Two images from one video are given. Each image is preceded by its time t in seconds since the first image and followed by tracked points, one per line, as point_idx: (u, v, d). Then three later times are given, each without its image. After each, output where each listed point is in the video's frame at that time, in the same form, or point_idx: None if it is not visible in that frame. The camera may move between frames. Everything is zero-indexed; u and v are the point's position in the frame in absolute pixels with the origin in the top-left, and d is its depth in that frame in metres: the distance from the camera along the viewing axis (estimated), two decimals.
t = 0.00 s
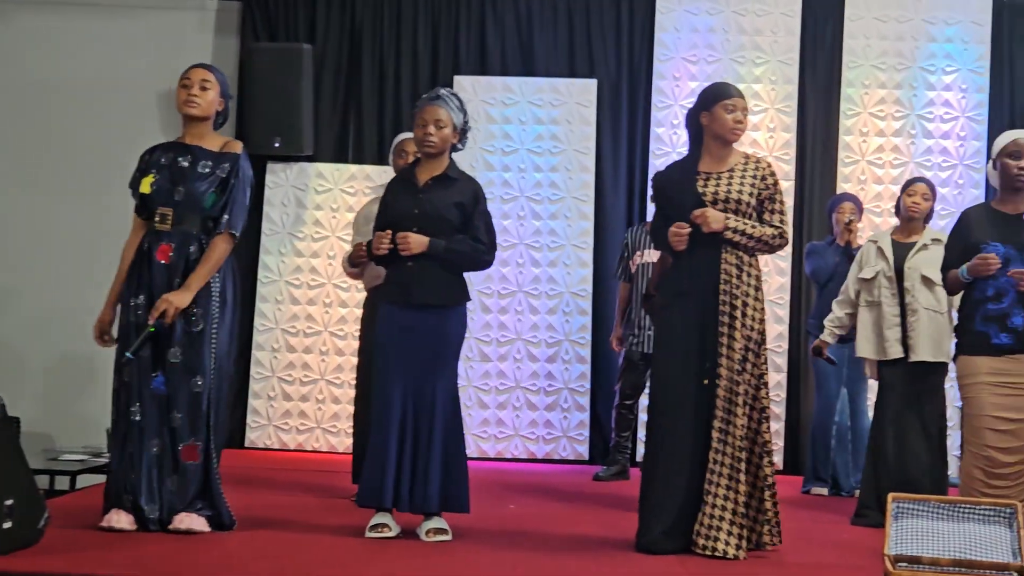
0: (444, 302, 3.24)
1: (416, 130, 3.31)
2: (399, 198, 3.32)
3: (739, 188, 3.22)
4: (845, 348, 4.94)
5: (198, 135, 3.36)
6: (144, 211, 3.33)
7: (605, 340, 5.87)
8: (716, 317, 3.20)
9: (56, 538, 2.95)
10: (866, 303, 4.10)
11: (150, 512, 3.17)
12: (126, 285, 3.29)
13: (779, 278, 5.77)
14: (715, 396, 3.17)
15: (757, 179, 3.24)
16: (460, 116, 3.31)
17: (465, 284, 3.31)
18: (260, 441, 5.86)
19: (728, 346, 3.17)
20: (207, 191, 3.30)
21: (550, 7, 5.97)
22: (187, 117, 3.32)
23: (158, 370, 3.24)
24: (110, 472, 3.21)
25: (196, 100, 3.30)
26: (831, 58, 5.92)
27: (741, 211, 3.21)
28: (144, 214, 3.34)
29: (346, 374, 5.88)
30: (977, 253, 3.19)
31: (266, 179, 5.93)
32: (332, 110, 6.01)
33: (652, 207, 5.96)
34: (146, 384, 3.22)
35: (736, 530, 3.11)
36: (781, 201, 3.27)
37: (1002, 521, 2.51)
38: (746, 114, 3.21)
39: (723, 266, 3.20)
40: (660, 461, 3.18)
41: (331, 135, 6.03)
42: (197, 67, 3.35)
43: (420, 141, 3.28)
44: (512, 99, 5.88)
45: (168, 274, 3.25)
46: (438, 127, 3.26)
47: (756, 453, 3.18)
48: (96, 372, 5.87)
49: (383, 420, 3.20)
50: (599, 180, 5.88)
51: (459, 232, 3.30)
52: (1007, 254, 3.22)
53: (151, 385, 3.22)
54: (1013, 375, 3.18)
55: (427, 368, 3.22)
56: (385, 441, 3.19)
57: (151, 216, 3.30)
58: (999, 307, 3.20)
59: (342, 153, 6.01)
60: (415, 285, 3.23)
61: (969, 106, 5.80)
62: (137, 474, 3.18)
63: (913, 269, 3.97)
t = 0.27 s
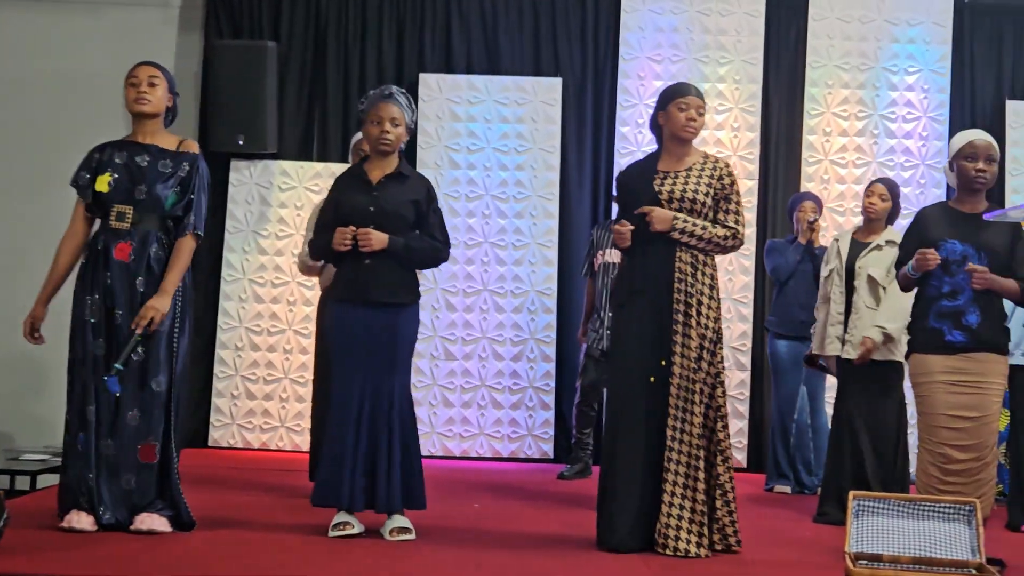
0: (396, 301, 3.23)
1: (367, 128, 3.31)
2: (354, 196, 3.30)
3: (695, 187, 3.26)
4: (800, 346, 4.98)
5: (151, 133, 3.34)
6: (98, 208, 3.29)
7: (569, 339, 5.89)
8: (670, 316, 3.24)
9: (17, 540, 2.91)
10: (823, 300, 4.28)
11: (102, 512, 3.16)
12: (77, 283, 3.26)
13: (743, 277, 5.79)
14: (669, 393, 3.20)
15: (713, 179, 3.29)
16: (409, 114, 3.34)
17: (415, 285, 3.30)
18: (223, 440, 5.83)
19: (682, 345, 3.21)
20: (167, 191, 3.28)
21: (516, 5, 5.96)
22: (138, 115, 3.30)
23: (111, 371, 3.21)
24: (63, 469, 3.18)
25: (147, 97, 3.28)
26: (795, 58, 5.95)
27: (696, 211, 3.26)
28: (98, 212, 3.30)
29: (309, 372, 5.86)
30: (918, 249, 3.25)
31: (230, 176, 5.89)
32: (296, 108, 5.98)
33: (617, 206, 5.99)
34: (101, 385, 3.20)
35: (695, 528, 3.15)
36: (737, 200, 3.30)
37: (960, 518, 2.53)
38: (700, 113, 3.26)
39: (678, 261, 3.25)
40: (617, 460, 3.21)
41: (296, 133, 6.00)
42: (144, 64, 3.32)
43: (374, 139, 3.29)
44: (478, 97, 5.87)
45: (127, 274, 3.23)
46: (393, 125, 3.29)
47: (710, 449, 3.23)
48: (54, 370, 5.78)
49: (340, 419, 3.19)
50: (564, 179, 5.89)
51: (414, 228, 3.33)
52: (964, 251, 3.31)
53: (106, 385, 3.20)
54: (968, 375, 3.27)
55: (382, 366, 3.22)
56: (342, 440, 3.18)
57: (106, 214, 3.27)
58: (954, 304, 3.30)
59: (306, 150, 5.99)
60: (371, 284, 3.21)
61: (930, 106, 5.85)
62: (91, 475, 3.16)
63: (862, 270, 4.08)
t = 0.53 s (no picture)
0: (372, 301, 3.25)
1: (334, 133, 3.32)
2: (326, 198, 3.30)
3: (668, 190, 3.27)
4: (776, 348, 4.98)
5: (119, 134, 3.32)
6: (71, 211, 3.26)
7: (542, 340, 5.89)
8: (640, 318, 3.25)
9: None
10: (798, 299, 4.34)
11: (81, 516, 3.16)
12: (52, 286, 3.24)
13: (719, 278, 5.80)
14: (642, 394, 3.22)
15: (686, 183, 3.30)
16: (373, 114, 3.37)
17: (388, 287, 3.32)
18: (198, 443, 5.80)
19: (652, 347, 3.22)
20: (147, 197, 3.30)
21: (495, 5, 5.95)
22: (104, 118, 3.28)
23: (94, 375, 3.22)
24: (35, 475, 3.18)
25: (111, 99, 3.26)
26: (771, 61, 5.97)
27: (668, 214, 3.27)
28: (70, 214, 3.28)
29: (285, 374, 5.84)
30: (886, 245, 3.18)
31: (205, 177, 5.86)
32: (274, 109, 5.97)
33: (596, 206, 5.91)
34: (82, 390, 3.20)
35: (670, 530, 3.15)
36: (710, 204, 3.31)
37: (935, 520, 2.54)
38: (671, 114, 3.29)
39: (651, 266, 3.25)
40: (590, 463, 3.22)
41: (272, 134, 5.98)
42: (103, 67, 3.30)
43: (343, 143, 3.30)
44: (455, 99, 5.86)
45: (109, 279, 3.23)
46: (362, 127, 3.31)
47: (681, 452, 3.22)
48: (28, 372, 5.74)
49: (314, 420, 3.21)
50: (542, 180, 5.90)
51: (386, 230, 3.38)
52: (942, 254, 3.21)
53: (87, 390, 3.21)
54: (938, 377, 3.18)
55: (355, 368, 3.23)
56: (316, 441, 3.21)
57: (82, 217, 3.25)
58: (928, 306, 3.19)
59: (283, 150, 5.98)
60: (350, 284, 3.24)
61: (905, 109, 5.87)
62: (63, 482, 3.16)
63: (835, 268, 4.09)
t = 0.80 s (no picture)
0: (353, 300, 3.25)
1: (307, 132, 3.31)
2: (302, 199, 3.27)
3: (651, 193, 3.30)
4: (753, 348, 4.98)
5: (94, 131, 3.30)
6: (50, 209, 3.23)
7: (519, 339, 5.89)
8: (617, 319, 3.25)
9: None
10: (773, 299, 4.24)
11: (64, 518, 3.11)
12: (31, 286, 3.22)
13: (696, 277, 5.81)
14: (617, 395, 3.22)
15: (666, 186, 3.34)
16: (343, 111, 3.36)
17: (365, 286, 3.31)
18: (173, 445, 5.77)
19: (631, 348, 3.23)
20: (126, 195, 3.31)
21: (472, 6, 5.95)
22: (78, 114, 3.26)
23: (76, 377, 3.19)
24: (10, 480, 3.16)
25: (85, 96, 3.24)
26: (747, 60, 5.98)
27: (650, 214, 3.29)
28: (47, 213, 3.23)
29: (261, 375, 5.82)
30: (891, 244, 3.11)
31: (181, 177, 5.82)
32: (249, 109, 5.95)
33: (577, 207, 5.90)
34: (64, 393, 3.16)
35: (648, 531, 3.16)
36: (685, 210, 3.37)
37: (912, 518, 2.55)
38: (645, 114, 3.29)
39: (630, 271, 3.26)
40: (567, 462, 3.21)
41: (247, 134, 5.95)
42: (75, 63, 3.26)
43: (316, 141, 3.29)
44: (431, 98, 5.85)
45: (90, 279, 3.22)
46: (335, 126, 3.31)
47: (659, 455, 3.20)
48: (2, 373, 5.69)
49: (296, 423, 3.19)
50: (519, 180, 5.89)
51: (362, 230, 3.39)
52: (922, 258, 3.25)
53: (69, 392, 3.17)
54: (917, 376, 3.17)
55: (335, 370, 3.22)
56: (294, 444, 3.19)
57: (61, 216, 3.23)
58: (909, 308, 3.21)
59: (258, 150, 5.95)
60: (331, 285, 3.22)
61: (881, 108, 5.89)
62: (42, 484, 3.13)
63: (824, 270, 4.15)
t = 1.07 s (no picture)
0: (328, 297, 3.21)
1: (277, 127, 3.28)
2: (275, 195, 3.24)
3: (627, 186, 3.30)
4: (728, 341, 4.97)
5: (65, 127, 3.27)
6: (24, 205, 3.18)
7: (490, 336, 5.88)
8: (600, 314, 3.24)
9: None
10: (749, 297, 4.07)
11: (39, 518, 3.07)
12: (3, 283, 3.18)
13: (666, 273, 5.80)
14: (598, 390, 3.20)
15: (640, 182, 3.35)
16: (317, 109, 3.33)
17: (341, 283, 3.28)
18: (141, 444, 5.72)
19: (612, 341, 3.20)
20: (99, 189, 3.27)
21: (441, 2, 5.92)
22: (49, 110, 3.22)
23: (56, 374, 3.16)
24: None
25: (57, 92, 3.20)
26: (716, 56, 5.99)
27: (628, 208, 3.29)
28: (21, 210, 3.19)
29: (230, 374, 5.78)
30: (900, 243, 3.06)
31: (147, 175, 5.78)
32: (217, 105, 5.90)
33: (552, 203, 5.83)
34: (44, 390, 3.13)
35: (622, 526, 3.14)
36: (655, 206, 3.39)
37: (883, 511, 2.53)
38: (616, 109, 3.29)
39: (610, 266, 3.24)
40: (542, 456, 3.21)
41: (215, 131, 5.91)
42: (47, 56, 3.21)
43: (287, 136, 3.26)
44: (401, 95, 5.82)
45: (71, 277, 3.18)
46: (306, 121, 3.27)
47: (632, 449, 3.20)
48: None
49: (267, 421, 3.16)
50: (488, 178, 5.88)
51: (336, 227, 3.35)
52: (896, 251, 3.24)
53: (49, 390, 3.14)
54: (893, 369, 3.16)
55: (306, 367, 3.19)
56: (270, 442, 3.16)
57: (36, 212, 3.18)
58: (887, 301, 3.20)
59: (226, 146, 5.89)
60: (306, 282, 3.19)
61: (849, 104, 5.91)
62: (18, 485, 3.07)
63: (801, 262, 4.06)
